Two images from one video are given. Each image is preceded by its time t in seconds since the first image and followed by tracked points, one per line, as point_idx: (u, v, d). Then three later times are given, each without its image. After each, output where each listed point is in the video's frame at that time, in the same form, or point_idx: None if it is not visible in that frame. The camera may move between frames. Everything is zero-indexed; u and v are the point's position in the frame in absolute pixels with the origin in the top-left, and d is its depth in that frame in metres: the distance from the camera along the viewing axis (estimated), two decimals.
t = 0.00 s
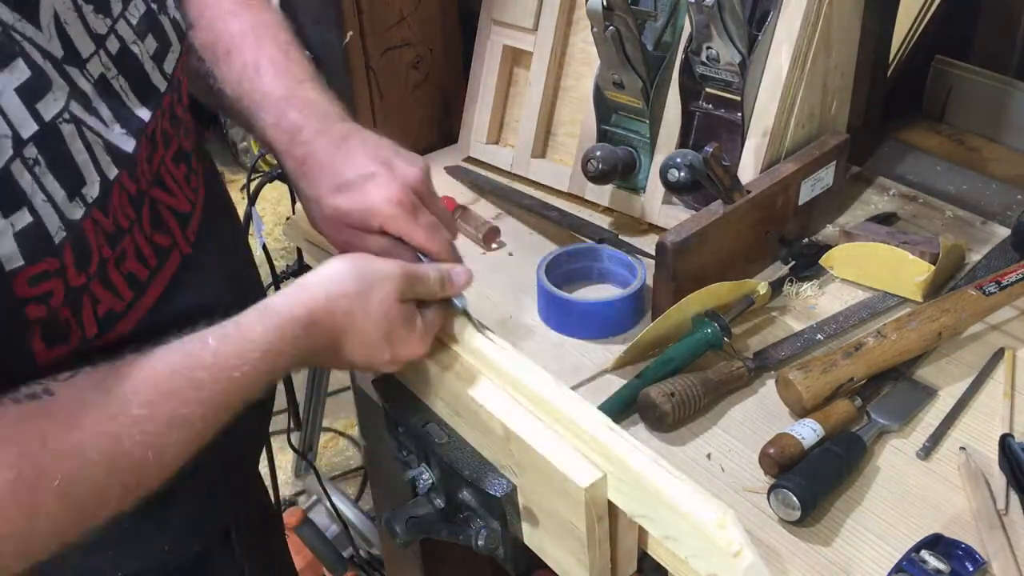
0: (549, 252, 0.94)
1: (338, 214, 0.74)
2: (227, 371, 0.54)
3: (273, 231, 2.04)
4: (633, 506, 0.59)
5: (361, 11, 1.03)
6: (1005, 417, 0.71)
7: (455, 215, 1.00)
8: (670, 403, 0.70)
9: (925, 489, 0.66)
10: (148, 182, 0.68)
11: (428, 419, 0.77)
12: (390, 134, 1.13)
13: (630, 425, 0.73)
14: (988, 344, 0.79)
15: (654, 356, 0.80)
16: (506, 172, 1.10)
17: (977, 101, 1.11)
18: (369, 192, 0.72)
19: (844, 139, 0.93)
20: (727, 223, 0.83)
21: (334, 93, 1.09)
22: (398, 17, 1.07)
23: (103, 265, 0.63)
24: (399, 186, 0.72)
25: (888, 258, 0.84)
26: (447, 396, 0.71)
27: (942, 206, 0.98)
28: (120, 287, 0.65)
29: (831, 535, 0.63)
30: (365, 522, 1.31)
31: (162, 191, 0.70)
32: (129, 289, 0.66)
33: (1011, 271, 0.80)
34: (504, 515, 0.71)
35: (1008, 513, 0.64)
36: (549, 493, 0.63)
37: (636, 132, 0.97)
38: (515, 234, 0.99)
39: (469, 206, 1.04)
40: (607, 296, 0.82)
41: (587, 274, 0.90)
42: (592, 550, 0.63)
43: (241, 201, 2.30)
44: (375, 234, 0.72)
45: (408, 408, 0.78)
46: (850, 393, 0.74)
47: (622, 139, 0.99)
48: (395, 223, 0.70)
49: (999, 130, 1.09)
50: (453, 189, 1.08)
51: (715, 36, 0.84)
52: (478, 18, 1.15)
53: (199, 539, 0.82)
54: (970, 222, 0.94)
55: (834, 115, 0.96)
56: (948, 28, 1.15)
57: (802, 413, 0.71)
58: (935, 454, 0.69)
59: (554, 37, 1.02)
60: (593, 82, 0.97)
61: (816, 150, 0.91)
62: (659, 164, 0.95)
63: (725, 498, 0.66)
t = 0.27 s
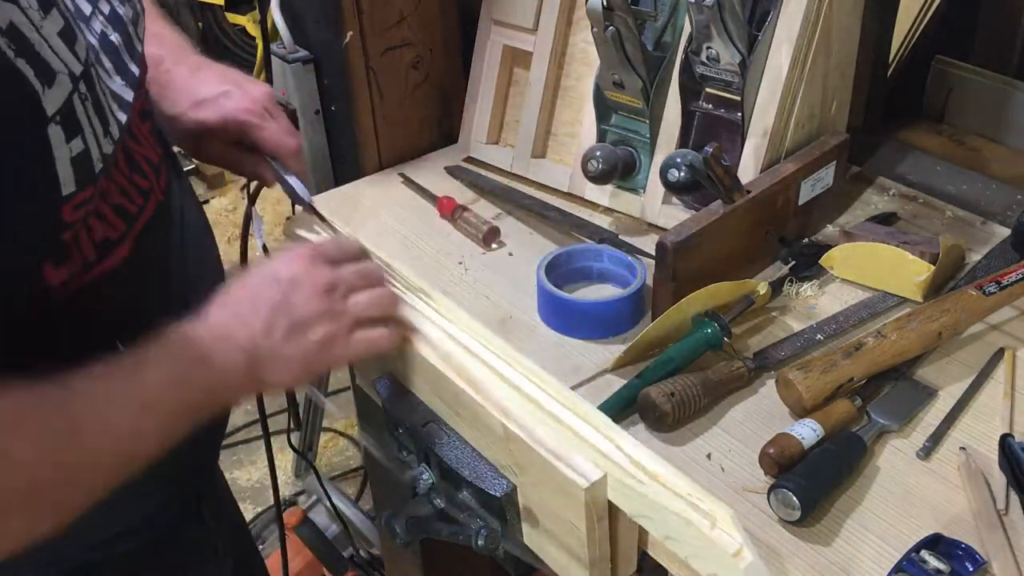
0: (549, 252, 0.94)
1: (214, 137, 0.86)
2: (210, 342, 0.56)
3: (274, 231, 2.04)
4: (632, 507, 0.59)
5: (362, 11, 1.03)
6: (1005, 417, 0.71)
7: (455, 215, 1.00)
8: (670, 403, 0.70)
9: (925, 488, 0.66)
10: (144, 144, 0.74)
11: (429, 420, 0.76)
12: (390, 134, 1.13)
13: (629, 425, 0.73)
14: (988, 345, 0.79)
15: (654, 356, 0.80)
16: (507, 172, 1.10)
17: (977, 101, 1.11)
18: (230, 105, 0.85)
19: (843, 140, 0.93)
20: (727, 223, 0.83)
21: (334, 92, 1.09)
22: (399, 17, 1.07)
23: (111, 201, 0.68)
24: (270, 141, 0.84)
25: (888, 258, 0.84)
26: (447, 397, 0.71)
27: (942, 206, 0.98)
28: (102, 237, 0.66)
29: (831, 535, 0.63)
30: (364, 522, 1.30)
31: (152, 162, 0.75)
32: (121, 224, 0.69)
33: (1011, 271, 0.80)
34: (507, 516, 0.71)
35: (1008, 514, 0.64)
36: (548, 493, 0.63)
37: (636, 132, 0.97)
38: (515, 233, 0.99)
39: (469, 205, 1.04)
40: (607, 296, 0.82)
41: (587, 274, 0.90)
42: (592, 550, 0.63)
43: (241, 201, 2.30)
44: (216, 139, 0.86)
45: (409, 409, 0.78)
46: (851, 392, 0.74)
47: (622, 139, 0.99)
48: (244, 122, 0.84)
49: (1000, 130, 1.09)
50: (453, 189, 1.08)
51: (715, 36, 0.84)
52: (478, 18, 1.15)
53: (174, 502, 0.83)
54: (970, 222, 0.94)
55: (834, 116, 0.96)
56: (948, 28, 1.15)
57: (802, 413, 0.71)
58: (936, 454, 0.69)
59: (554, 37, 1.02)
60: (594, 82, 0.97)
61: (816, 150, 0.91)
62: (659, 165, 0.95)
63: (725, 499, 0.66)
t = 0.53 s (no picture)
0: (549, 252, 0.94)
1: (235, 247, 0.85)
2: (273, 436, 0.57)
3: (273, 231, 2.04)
4: (633, 507, 0.59)
5: (361, 11, 1.03)
6: (1005, 417, 0.71)
7: (455, 215, 1.00)
8: (670, 403, 0.70)
9: (924, 487, 0.66)
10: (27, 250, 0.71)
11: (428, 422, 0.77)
12: (390, 134, 1.13)
13: (630, 425, 0.73)
14: (988, 344, 0.79)
15: (654, 356, 0.80)
16: (506, 172, 1.10)
17: (977, 100, 1.11)
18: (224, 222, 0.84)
19: (843, 140, 0.93)
20: (726, 224, 0.83)
21: (334, 92, 1.09)
22: (399, 17, 1.07)
23: None
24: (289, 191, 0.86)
25: (888, 258, 0.84)
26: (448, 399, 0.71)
27: (942, 206, 0.98)
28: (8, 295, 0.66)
29: (831, 535, 0.63)
30: (365, 523, 1.28)
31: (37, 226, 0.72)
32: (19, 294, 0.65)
33: (1010, 271, 0.81)
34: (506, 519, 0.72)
35: (1008, 514, 0.64)
36: (549, 493, 0.63)
37: (636, 132, 0.97)
38: (514, 233, 0.99)
39: (469, 205, 1.04)
40: (607, 297, 0.82)
41: (587, 274, 0.90)
42: (592, 550, 0.63)
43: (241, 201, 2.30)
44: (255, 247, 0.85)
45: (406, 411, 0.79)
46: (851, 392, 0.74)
47: (622, 139, 0.99)
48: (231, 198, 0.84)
49: (1000, 130, 1.09)
50: (453, 189, 1.08)
51: (715, 36, 0.84)
52: (478, 18, 1.15)
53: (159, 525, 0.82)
54: (970, 222, 0.94)
55: (834, 116, 0.96)
56: (948, 28, 1.15)
57: (802, 413, 0.71)
58: (935, 454, 0.69)
59: (554, 37, 1.02)
60: (594, 82, 0.97)
61: (816, 150, 0.91)
62: (659, 164, 0.95)
63: (725, 498, 0.66)
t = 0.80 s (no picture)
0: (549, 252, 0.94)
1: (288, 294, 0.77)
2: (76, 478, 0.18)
3: (273, 232, 2.03)
4: (633, 508, 0.60)
5: (361, 11, 1.03)
6: (1005, 417, 0.71)
7: (455, 215, 1.00)
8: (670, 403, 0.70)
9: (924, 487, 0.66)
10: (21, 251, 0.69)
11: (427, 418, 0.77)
12: (390, 134, 1.13)
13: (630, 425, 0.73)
14: (988, 345, 0.79)
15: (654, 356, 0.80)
16: (506, 172, 1.10)
17: (976, 101, 1.11)
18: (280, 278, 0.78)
19: (843, 140, 0.93)
20: (726, 224, 0.83)
21: (334, 92, 1.09)
22: (399, 17, 1.07)
23: None
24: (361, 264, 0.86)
25: (888, 258, 0.84)
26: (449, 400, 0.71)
27: (942, 206, 0.98)
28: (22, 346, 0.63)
29: (831, 535, 0.63)
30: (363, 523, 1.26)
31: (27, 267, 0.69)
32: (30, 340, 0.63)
33: (1010, 271, 0.80)
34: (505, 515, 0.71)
35: (1008, 514, 0.64)
36: (548, 492, 0.63)
37: (636, 132, 0.97)
38: (515, 233, 0.99)
39: (469, 206, 1.04)
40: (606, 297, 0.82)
41: (587, 273, 0.90)
42: (591, 550, 0.63)
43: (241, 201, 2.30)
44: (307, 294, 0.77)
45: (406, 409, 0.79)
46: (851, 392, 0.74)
47: (622, 138, 0.99)
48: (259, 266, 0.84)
49: (1000, 130, 1.09)
50: (453, 189, 1.08)
51: (715, 36, 0.84)
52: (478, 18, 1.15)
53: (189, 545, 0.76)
54: (970, 222, 0.94)
55: (834, 116, 0.96)
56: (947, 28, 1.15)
57: (802, 413, 0.71)
58: (935, 454, 0.69)
59: (554, 37, 1.02)
60: (594, 82, 0.97)
61: (816, 150, 0.91)
62: (659, 164, 0.95)
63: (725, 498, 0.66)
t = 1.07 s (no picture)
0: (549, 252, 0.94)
1: (336, 335, 0.73)
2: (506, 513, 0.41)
3: (273, 231, 2.03)
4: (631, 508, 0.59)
5: (361, 11, 1.03)
6: (1005, 417, 0.71)
7: (455, 215, 1.00)
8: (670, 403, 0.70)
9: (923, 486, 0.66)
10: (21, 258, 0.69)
11: (425, 420, 0.78)
12: (390, 134, 1.13)
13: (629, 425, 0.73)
14: (988, 345, 0.79)
15: (654, 356, 0.80)
16: (506, 172, 1.10)
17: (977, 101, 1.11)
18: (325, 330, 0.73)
19: (843, 140, 0.93)
20: (727, 224, 0.83)
21: (334, 92, 1.09)
22: (399, 17, 1.07)
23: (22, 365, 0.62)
24: (405, 273, 0.74)
25: (888, 258, 0.84)
26: (447, 397, 0.71)
27: (942, 206, 0.98)
28: (50, 378, 0.64)
29: (831, 535, 0.63)
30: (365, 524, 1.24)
31: (57, 294, 0.69)
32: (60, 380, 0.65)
33: (1010, 271, 0.80)
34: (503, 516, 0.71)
35: (1008, 514, 0.64)
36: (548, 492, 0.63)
37: (636, 132, 0.97)
38: (515, 233, 0.99)
39: (469, 205, 1.04)
40: (606, 297, 0.82)
41: (587, 273, 0.90)
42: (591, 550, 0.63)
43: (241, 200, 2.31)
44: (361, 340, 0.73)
45: (405, 409, 0.79)
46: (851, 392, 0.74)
47: (622, 138, 0.99)
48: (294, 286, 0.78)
49: (1000, 130, 1.09)
50: (453, 189, 1.08)
51: (715, 36, 0.84)
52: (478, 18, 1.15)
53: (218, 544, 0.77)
54: (970, 222, 0.94)
55: (834, 116, 0.96)
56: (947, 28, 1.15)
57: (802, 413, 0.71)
58: (935, 454, 0.69)
59: (554, 37, 1.02)
60: (594, 82, 0.97)
61: (816, 150, 0.91)
62: (659, 164, 0.95)
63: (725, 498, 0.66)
